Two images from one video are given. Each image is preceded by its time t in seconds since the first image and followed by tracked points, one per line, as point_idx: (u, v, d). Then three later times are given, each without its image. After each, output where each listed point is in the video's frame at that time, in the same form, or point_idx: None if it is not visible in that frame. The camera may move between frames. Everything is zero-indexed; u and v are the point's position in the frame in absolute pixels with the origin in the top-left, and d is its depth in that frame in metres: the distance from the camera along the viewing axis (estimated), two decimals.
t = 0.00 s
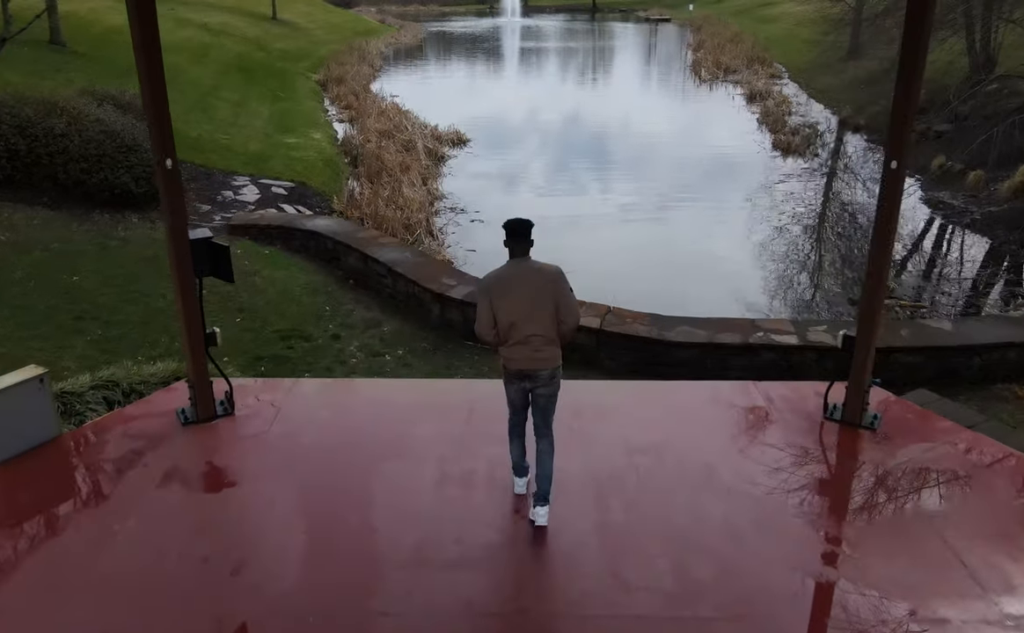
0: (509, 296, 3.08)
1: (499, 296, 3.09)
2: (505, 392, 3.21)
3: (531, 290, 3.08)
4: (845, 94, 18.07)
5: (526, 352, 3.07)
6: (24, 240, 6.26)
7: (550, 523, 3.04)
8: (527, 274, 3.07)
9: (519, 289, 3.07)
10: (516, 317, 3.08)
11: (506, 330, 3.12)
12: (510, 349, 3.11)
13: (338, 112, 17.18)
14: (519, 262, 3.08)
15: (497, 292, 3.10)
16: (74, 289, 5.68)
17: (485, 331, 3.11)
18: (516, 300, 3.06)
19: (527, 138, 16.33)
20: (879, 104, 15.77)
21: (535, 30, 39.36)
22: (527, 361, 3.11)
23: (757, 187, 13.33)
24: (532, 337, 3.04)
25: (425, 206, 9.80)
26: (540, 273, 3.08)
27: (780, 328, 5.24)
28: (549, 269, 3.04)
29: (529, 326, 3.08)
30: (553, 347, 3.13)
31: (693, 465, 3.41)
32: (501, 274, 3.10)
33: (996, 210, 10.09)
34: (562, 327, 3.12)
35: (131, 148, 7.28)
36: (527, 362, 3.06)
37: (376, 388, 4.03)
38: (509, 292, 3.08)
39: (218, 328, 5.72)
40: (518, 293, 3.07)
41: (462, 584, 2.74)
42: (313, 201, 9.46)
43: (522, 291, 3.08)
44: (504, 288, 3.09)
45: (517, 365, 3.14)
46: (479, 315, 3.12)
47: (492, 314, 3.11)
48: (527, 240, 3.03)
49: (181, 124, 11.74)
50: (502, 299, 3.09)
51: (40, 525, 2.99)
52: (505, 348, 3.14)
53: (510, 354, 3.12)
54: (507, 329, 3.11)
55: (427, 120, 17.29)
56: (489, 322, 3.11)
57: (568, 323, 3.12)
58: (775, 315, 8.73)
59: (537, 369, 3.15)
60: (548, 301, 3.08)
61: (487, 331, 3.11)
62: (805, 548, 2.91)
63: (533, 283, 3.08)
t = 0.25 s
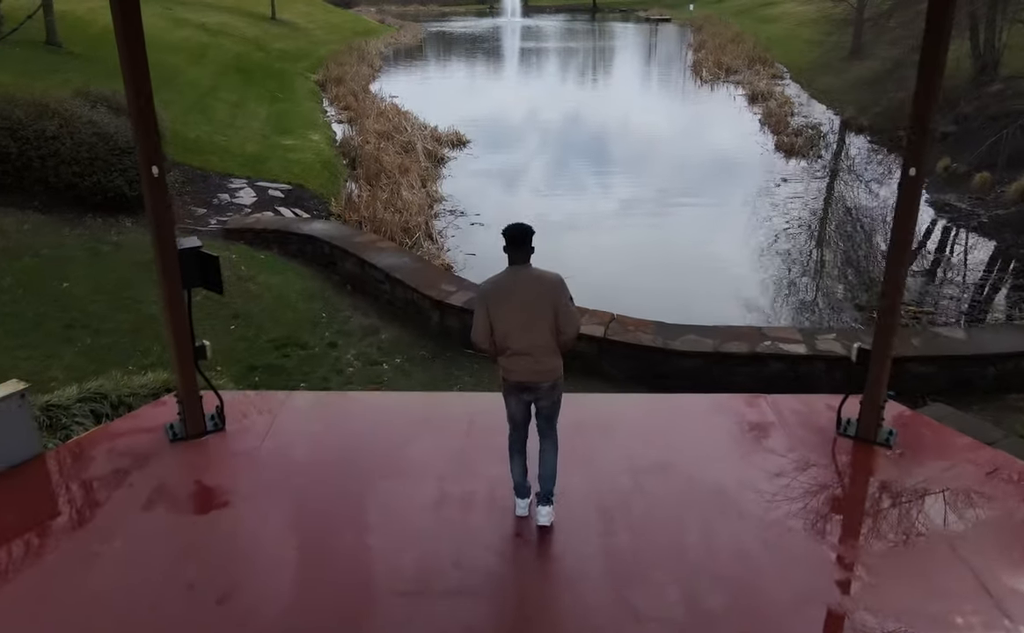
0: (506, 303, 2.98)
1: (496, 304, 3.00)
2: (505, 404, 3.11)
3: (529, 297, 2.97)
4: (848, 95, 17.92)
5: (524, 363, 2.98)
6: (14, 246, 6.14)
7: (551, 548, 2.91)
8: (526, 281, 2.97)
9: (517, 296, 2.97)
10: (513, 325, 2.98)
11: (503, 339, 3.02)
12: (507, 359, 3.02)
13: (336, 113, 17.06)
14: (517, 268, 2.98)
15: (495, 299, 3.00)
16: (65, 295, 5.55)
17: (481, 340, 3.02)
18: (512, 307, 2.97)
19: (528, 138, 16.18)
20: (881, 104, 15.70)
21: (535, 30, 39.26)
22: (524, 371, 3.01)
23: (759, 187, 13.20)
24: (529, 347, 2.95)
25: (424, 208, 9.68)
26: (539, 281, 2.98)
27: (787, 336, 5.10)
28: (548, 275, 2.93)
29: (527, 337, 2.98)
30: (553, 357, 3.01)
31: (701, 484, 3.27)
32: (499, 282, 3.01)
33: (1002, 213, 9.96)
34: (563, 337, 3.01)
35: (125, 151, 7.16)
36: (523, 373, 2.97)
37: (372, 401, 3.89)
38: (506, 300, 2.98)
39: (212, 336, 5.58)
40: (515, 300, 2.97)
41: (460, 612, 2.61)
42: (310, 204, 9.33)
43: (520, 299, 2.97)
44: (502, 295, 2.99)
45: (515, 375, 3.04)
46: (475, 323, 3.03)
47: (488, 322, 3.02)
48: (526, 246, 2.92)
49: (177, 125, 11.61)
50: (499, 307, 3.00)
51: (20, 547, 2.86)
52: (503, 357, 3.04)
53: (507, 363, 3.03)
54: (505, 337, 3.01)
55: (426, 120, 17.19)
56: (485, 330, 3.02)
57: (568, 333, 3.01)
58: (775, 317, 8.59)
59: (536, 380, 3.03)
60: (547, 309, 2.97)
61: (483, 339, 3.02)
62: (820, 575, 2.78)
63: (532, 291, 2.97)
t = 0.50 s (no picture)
0: (507, 318, 2.82)
1: (497, 318, 2.83)
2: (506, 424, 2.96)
3: (532, 313, 2.80)
4: (852, 96, 17.74)
5: (525, 383, 2.84)
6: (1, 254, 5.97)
7: (555, 584, 2.73)
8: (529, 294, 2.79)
9: (520, 311, 2.80)
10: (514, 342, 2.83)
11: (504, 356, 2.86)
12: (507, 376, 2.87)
13: (335, 114, 16.90)
14: (520, 281, 2.81)
15: (496, 313, 2.83)
16: (50, 305, 5.37)
17: (481, 355, 2.88)
18: (514, 323, 2.82)
19: (527, 139, 16.00)
20: (884, 105, 15.55)
21: (535, 30, 39.11)
22: (525, 390, 2.85)
23: (761, 188, 13.03)
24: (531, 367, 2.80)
25: (422, 212, 9.52)
26: (543, 295, 2.81)
27: (797, 348, 4.93)
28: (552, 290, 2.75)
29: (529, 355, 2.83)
30: (556, 376, 2.86)
31: (712, 512, 3.11)
32: (500, 294, 2.84)
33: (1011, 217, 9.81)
34: (566, 355, 2.86)
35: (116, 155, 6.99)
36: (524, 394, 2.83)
37: (366, 421, 3.72)
38: (508, 315, 2.82)
39: (203, 347, 5.39)
40: (517, 316, 2.81)
41: None
42: (307, 208, 9.15)
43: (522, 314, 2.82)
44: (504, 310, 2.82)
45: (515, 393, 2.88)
46: (475, 337, 2.88)
47: (489, 337, 2.87)
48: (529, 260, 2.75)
49: (173, 127, 11.42)
50: (500, 321, 2.84)
51: None
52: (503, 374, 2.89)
53: (507, 380, 2.88)
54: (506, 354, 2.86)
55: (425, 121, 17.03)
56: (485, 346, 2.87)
57: (572, 350, 2.85)
58: (776, 319, 8.43)
59: (538, 400, 2.88)
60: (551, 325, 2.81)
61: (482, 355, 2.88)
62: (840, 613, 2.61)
63: (535, 306, 2.81)
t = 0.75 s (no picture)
0: (516, 337, 2.65)
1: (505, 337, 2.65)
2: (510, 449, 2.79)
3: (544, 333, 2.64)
4: (855, 98, 17.57)
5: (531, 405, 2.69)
6: None
7: (560, 628, 2.56)
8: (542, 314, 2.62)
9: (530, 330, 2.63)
10: (523, 362, 2.66)
11: (510, 376, 2.69)
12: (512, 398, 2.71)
13: (333, 115, 16.74)
14: (531, 299, 2.64)
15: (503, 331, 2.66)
16: (36, 317, 5.18)
17: (485, 375, 2.70)
18: (524, 342, 2.64)
19: (527, 139, 15.79)
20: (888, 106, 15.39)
21: (535, 30, 38.95)
22: (531, 413, 2.69)
23: (763, 188, 12.88)
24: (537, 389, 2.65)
25: (421, 217, 9.36)
26: (555, 314, 2.64)
27: (809, 362, 4.76)
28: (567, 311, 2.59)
29: (537, 376, 2.68)
30: (564, 400, 2.71)
31: (725, 545, 2.93)
32: (510, 310, 2.66)
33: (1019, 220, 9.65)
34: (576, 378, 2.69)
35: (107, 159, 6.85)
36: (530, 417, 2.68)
37: (361, 445, 3.54)
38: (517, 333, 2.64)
39: (194, 359, 5.18)
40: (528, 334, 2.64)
41: None
42: (304, 213, 8.98)
43: (532, 333, 2.65)
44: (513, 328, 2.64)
45: (520, 416, 2.73)
46: (480, 355, 2.70)
47: (495, 356, 2.69)
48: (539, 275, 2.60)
49: (168, 129, 11.26)
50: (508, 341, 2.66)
51: None
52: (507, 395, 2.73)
53: (512, 402, 2.71)
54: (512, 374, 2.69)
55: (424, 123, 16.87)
56: (491, 365, 2.69)
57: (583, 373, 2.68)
58: (776, 323, 8.29)
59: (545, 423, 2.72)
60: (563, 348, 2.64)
61: (487, 375, 2.69)
62: None
63: (546, 325, 2.64)
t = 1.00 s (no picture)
0: (529, 357, 2.53)
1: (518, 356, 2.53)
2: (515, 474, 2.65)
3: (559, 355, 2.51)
4: (858, 100, 17.38)
5: (538, 430, 2.56)
6: None
7: None
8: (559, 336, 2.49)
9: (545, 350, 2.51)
10: (534, 385, 2.54)
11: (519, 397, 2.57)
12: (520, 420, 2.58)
13: (331, 117, 16.57)
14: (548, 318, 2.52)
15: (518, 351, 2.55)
16: (19, 331, 4.99)
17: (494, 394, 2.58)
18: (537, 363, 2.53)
19: (527, 140, 15.59)
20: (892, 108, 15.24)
21: (535, 30, 38.80)
22: (538, 439, 2.56)
23: (765, 189, 12.71)
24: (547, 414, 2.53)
25: (420, 222, 9.20)
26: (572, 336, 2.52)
27: (822, 378, 4.57)
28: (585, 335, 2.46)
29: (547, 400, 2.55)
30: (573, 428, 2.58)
31: (740, 584, 2.75)
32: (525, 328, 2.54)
33: None
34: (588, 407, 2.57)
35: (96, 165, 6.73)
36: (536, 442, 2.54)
37: (353, 470, 3.36)
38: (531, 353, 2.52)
39: (184, 374, 4.99)
40: (542, 355, 2.52)
41: None
42: (300, 218, 8.80)
43: (546, 354, 2.53)
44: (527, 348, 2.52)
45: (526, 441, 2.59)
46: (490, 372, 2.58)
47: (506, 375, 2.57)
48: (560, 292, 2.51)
49: (163, 132, 11.09)
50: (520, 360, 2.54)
51: None
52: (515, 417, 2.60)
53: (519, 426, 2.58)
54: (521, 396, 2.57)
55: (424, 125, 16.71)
56: (501, 384, 2.57)
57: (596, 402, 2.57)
58: (777, 325, 8.12)
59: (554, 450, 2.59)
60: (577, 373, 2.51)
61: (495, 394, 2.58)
62: None
63: (562, 347, 2.51)
